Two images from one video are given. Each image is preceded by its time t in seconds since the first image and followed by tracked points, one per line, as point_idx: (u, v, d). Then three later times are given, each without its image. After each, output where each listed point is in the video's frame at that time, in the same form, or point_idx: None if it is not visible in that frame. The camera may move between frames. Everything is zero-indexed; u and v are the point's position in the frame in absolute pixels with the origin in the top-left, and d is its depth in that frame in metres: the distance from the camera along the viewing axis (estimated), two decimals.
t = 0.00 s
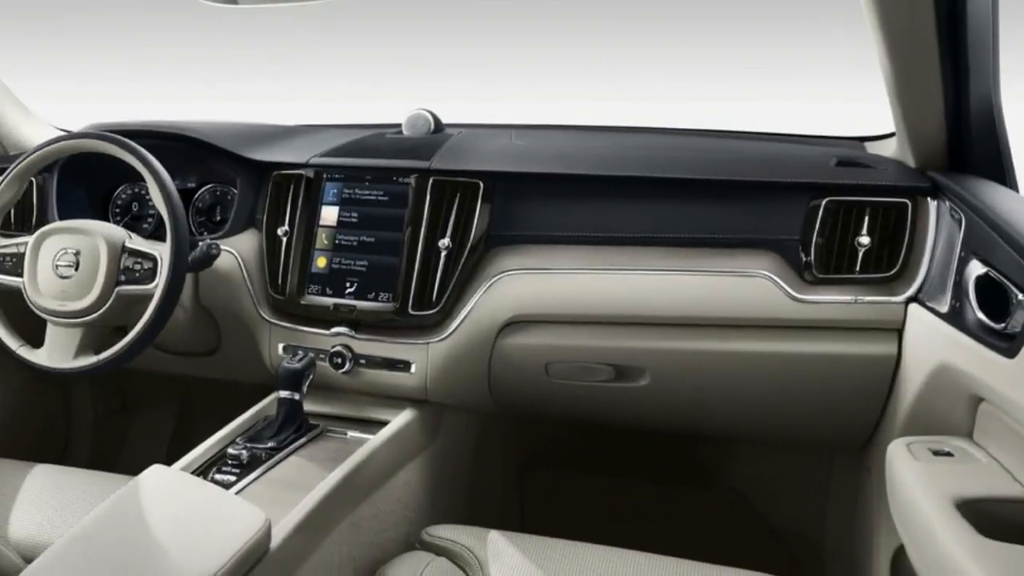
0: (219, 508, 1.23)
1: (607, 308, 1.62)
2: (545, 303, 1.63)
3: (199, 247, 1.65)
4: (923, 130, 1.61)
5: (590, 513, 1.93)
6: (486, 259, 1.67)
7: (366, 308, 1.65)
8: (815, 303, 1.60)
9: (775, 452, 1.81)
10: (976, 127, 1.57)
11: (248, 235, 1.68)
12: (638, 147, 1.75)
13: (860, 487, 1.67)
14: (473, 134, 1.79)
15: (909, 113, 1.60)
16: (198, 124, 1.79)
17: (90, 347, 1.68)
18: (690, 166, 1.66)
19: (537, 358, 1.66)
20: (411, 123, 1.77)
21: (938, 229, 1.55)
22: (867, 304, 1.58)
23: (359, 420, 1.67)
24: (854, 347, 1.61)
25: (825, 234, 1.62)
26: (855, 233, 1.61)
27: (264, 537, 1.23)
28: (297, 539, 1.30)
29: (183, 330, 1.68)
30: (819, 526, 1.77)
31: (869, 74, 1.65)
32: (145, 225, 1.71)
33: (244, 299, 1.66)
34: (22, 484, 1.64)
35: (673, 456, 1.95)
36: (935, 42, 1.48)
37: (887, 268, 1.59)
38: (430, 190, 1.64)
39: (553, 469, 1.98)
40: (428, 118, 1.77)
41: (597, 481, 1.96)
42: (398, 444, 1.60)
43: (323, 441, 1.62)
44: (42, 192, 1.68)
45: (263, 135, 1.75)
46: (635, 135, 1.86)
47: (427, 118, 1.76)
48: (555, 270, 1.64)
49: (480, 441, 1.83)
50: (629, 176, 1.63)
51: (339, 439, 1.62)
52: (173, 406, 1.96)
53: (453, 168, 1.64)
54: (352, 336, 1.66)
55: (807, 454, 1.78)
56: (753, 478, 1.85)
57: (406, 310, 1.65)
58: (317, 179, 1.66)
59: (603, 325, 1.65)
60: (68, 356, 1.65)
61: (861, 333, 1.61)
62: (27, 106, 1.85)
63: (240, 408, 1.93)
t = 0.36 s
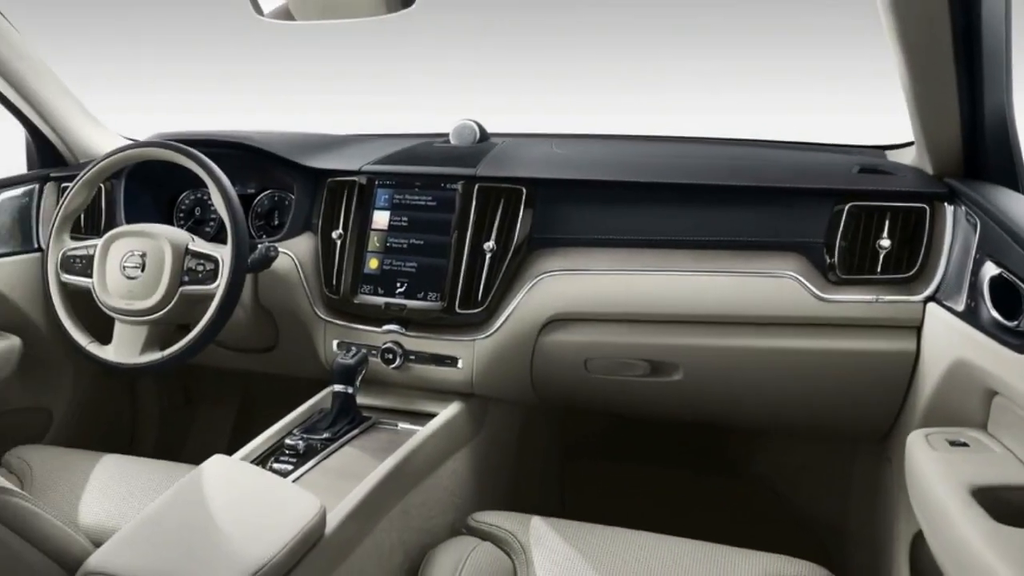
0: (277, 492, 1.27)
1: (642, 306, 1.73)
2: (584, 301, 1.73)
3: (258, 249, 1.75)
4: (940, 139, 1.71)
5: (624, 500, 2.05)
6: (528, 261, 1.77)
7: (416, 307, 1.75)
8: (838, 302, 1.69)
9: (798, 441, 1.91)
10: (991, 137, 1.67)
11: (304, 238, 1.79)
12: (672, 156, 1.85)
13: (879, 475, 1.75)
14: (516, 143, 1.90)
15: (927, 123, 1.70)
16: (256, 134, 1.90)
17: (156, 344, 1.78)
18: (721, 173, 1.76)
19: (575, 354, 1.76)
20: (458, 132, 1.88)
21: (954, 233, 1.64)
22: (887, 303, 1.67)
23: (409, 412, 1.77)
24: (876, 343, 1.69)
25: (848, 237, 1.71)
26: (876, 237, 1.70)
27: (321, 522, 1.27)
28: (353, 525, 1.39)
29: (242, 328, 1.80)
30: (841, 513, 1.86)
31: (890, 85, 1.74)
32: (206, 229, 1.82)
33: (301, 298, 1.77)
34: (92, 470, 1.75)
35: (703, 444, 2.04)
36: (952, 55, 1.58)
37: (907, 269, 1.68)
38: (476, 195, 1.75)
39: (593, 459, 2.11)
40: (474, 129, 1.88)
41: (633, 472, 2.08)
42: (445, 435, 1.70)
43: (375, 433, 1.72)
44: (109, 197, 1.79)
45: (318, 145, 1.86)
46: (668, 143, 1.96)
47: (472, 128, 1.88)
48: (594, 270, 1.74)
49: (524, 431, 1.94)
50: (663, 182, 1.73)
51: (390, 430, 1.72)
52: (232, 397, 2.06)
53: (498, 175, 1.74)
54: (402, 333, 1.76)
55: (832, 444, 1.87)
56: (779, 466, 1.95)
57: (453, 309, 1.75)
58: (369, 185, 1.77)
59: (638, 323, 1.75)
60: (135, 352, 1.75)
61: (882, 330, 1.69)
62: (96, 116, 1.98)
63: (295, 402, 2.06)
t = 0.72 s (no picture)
0: (332, 479, 1.36)
1: (677, 305, 1.83)
2: (622, 300, 1.85)
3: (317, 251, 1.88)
4: (957, 148, 1.83)
5: (661, 488, 2.18)
6: (570, 263, 1.88)
7: (465, 306, 1.87)
8: (861, 301, 1.77)
9: (823, 432, 2.03)
10: (1004, 145, 1.76)
11: (360, 241, 1.92)
12: (704, 164, 1.97)
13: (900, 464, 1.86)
14: (558, 153, 2.02)
15: (943, 134, 1.81)
16: (315, 145, 2.04)
17: (220, 341, 1.90)
18: (750, 180, 1.87)
19: (614, 351, 1.87)
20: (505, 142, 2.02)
21: (970, 237, 1.70)
22: (907, 302, 1.74)
23: (458, 405, 1.88)
24: (897, 339, 1.76)
25: (870, 240, 1.79)
26: (896, 240, 1.77)
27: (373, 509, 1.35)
28: (406, 509, 1.48)
29: (303, 325, 1.95)
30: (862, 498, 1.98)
31: (908, 96, 1.84)
32: (268, 232, 1.94)
33: (357, 297, 1.90)
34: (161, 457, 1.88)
35: (737, 436, 2.18)
36: (967, 67, 1.67)
37: (926, 270, 1.74)
38: (521, 201, 1.87)
39: (631, 448, 2.24)
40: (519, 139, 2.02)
41: (669, 461, 2.22)
42: (491, 425, 1.81)
43: (426, 424, 1.83)
44: (177, 203, 1.91)
45: (373, 154, 2.00)
46: (702, 151, 2.07)
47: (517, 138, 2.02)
48: (631, 272, 1.85)
49: (568, 423, 2.09)
50: (696, 188, 1.84)
51: (441, 421, 1.83)
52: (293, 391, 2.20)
53: (542, 182, 1.86)
54: (452, 331, 1.88)
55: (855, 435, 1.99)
56: (806, 455, 2.07)
57: (499, 308, 1.87)
58: (421, 191, 1.90)
59: (673, 321, 1.85)
60: (201, 347, 1.86)
61: (901, 329, 1.76)
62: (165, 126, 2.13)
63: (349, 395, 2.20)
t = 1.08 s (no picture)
0: (386, 465, 1.43)
1: (708, 304, 1.95)
2: (655, 299, 1.97)
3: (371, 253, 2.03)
4: (970, 155, 1.95)
5: (695, 473, 2.33)
6: (608, 264, 2.02)
7: (509, 304, 2.02)
8: (881, 299, 1.87)
9: (847, 422, 2.15)
10: (1013, 155, 1.88)
11: (411, 244, 2.08)
12: (734, 172, 2.11)
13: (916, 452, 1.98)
14: (596, 163, 2.18)
15: (957, 140, 1.93)
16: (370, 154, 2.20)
17: (280, 337, 2.02)
18: (776, 187, 1.99)
19: (649, 348, 2.00)
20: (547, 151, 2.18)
21: (982, 239, 1.80)
22: (923, 301, 1.84)
23: (504, 397, 2.02)
24: (916, 336, 1.86)
25: (888, 243, 1.89)
26: (912, 242, 1.87)
27: (423, 494, 1.42)
28: (456, 493, 1.59)
29: (359, 321, 2.12)
30: (884, 484, 2.10)
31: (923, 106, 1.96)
32: (325, 235, 2.08)
33: (409, 297, 2.06)
34: (224, 445, 2.01)
35: (767, 427, 2.30)
36: (979, 86, 1.80)
37: (941, 271, 1.85)
38: (562, 206, 2.00)
39: (667, 437, 2.39)
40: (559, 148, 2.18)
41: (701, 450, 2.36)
42: (534, 417, 1.94)
43: (473, 415, 1.95)
44: (240, 208, 2.05)
45: (424, 163, 2.16)
46: (732, 160, 2.21)
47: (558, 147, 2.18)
48: (663, 273, 1.98)
49: (608, 414, 2.23)
50: (724, 194, 1.97)
51: (488, 413, 1.96)
52: (349, 386, 2.35)
53: (582, 188, 2.00)
54: (497, 328, 2.03)
55: (875, 427, 2.11)
56: (831, 445, 2.19)
57: (542, 306, 2.01)
58: (468, 198, 2.05)
59: (705, 319, 1.98)
60: (263, 343, 1.99)
61: (919, 325, 1.86)
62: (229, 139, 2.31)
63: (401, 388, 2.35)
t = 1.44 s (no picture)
0: (432, 454, 1.54)
1: (731, 302, 2.10)
2: (683, 299, 2.13)
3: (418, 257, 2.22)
4: (973, 166, 2.10)
5: (717, 460, 2.51)
6: (637, 265, 2.18)
7: (546, 303, 2.20)
8: (892, 298, 2.00)
9: (857, 412, 2.32)
10: (1014, 165, 2.03)
11: (454, 247, 2.30)
12: (754, 180, 2.27)
13: (923, 441, 2.13)
14: (626, 171, 2.38)
15: (961, 152, 2.08)
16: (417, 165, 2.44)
17: (332, 334, 2.17)
18: (794, 194, 2.14)
19: (675, 344, 2.16)
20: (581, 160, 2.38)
21: (985, 243, 1.92)
22: (931, 300, 1.97)
23: (541, 389, 2.18)
24: (925, 332, 1.99)
25: (899, 246, 2.01)
26: (920, 245, 2.00)
27: (467, 481, 1.53)
28: (497, 479, 1.72)
29: (407, 320, 2.34)
30: (894, 470, 2.25)
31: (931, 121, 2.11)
32: (374, 239, 2.25)
33: (453, 298, 2.27)
34: (278, 435, 2.16)
35: (782, 414, 2.50)
36: (982, 100, 1.94)
37: (948, 272, 1.97)
38: (595, 212, 2.19)
39: (690, 426, 2.60)
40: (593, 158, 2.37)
41: (723, 438, 2.56)
42: (569, 408, 2.09)
43: (511, 406, 2.10)
44: (295, 214, 2.22)
45: (467, 173, 2.38)
46: (753, 169, 2.38)
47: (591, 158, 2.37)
48: (689, 274, 2.13)
49: (637, 404, 2.42)
50: (746, 201, 2.11)
51: (525, 404, 2.11)
52: (397, 381, 2.54)
53: (613, 196, 2.19)
54: (534, 325, 2.22)
55: (885, 417, 2.27)
56: (841, 432, 2.36)
57: (576, 305, 2.19)
58: (507, 204, 2.26)
59: (729, 316, 2.13)
60: (316, 339, 2.14)
61: (928, 321, 1.99)
62: (285, 148, 2.57)
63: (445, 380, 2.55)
